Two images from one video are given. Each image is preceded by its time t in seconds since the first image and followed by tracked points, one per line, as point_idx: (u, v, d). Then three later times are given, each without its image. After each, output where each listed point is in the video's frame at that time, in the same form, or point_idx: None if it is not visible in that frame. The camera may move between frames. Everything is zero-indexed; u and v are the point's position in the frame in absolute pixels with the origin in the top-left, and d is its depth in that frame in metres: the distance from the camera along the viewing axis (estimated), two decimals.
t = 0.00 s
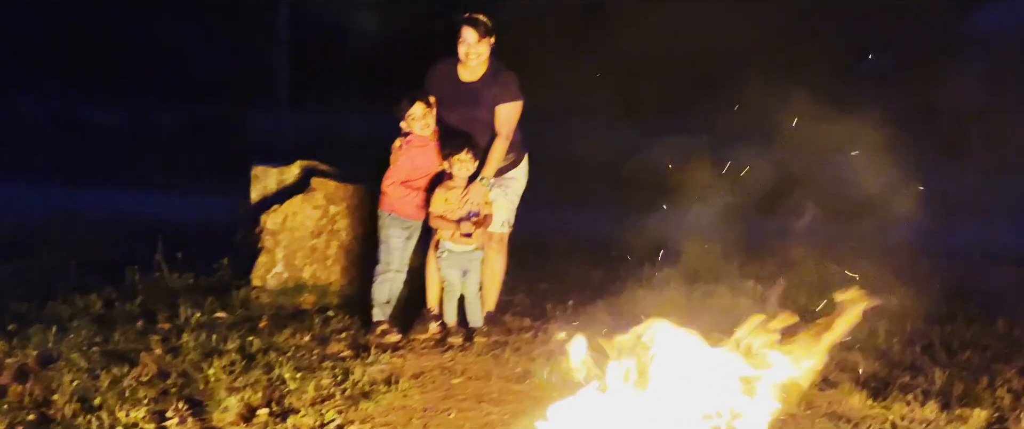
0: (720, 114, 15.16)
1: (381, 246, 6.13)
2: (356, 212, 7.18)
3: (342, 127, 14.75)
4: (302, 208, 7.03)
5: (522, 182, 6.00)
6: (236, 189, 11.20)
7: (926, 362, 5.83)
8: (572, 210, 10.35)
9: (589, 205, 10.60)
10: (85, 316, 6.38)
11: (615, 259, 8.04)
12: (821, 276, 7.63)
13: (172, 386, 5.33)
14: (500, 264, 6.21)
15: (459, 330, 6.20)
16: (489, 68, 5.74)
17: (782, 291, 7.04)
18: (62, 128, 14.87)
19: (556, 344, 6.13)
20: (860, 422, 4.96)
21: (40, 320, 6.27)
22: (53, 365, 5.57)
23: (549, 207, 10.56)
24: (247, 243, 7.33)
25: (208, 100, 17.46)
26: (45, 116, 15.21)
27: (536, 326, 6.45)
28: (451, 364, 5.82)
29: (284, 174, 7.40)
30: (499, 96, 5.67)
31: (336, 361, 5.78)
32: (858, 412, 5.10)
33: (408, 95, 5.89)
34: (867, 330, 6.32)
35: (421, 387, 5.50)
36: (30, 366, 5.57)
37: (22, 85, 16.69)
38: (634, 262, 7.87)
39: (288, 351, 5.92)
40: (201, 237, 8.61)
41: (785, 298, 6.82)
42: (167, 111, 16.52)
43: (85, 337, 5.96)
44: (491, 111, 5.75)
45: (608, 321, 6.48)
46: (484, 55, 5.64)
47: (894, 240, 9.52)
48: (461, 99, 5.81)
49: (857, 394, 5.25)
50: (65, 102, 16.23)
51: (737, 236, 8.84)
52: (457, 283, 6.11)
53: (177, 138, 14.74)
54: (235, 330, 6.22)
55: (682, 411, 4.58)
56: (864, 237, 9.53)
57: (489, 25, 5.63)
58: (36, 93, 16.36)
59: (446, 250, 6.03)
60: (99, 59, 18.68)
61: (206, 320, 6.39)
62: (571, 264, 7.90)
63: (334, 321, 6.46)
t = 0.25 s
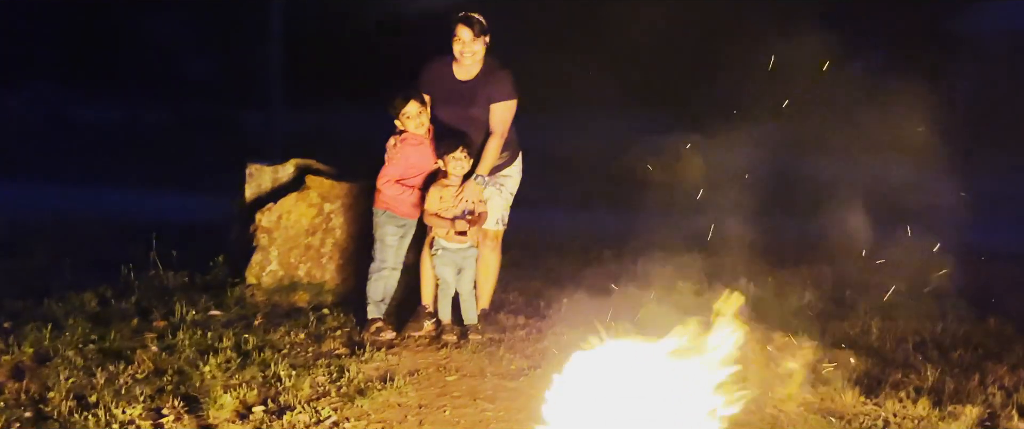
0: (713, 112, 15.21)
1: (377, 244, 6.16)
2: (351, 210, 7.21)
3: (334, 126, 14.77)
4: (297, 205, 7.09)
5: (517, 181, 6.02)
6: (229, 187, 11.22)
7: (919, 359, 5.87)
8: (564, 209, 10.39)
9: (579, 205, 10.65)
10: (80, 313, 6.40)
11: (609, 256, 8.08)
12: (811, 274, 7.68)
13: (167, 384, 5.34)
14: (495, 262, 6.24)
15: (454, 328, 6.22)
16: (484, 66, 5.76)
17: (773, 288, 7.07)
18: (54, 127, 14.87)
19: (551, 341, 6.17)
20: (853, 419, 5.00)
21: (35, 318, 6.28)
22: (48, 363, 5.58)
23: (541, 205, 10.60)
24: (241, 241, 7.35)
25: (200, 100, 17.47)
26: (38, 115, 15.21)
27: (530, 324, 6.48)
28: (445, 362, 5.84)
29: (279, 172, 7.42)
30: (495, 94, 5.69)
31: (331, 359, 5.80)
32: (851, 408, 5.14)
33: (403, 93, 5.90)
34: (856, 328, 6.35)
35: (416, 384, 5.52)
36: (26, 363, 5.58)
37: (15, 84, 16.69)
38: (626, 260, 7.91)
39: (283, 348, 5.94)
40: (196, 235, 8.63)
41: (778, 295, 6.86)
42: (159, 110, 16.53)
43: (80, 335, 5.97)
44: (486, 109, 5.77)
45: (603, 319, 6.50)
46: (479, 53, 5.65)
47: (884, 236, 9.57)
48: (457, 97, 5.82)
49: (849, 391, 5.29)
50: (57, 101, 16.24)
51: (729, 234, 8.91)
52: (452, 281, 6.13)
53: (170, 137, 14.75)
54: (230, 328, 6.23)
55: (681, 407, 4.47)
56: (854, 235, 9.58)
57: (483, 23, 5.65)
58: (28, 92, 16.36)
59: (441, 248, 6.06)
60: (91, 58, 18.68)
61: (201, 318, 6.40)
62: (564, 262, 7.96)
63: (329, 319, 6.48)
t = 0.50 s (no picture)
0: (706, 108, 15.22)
1: (374, 238, 6.19)
2: (347, 205, 7.23)
3: (330, 122, 14.77)
4: (294, 200, 7.08)
5: (514, 175, 6.05)
6: (225, 183, 11.22)
7: (913, 351, 5.91)
8: (559, 204, 10.40)
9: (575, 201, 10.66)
10: (78, 308, 6.42)
11: (603, 252, 8.08)
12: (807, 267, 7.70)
13: (167, 378, 5.37)
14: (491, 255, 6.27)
15: (450, 321, 6.25)
16: (481, 60, 5.78)
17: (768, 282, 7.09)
18: (49, 123, 14.87)
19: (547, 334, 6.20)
20: (848, 411, 5.03)
21: (33, 313, 6.30)
22: (47, 357, 5.60)
23: (537, 200, 10.61)
24: (238, 237, 7.37)
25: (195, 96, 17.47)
26: (32, 112, 15.20)
27: (526, 317, 6.51)
28: (443, 355, 5.88)
29: (275, 167, 7.42)
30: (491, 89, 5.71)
31: (329, 352, 5.82)
32: (846, 400, 5.18)
33: (400, 87, 5.92)
34: (852, 321, 6.38)
35: (414, 377, 5.55)
36: (25, 358, 5.60)
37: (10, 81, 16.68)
38: (622, 254, 7.92)
39: (281, 342, 5.96)
40: (192, 230, 8.65)
41: (772, 290, 6.86)
42: (154, 106, 16.52)
43: (79, 330, 5.99)
44: (483, 103, 5.79)
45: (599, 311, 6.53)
46: (476, 48, 5.67)
47: (877, 232, 9.57)
48: (453, 92, 5.84)
49: (845, 383, 5.32)
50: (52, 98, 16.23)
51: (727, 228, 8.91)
52: (449, 275, 6.17)
53: (165, 133, 14.76)
54: (228, 322, 6.26)
55: (682, 411, 4.62)
56: (848, 230, 9.58)
57: (480, 18, 5.67)
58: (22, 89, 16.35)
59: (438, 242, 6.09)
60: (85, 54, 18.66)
61: (199, 312, 6.42)
62: (561, 256, 7.97)
63: (326, 313, 6.50)
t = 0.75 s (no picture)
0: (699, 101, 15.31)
1: (369, 230, 6.22)
2: (343, 197, 7.25)
3: (323, 114, 14.80)
4: (289, 193, 7.12)
5: (509, 167, 6.08)
6: (220, 175, 11.24)
7: (905, 340, 5.96)
8: (553, 195, 10.45)
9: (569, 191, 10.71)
10: (75, 300, 6.44)
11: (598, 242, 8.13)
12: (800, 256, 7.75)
13: (164, 369, 5.39)
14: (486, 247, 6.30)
15: (446, 313, 6.27)
16: (476, 53, 5.80)
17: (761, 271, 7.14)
18: (42, 116, 14.87)
19: (542, 325, 6.24)
20: (842, 400, 5.08)
21: (30, 305, 6.32)
22: (45, 349, 5.63)
23: (531, 191, 10.66)
24: (234, 229, 7.40)
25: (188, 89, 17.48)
26: (25, 105, 15.21)
27: (520, 308, 6.55)
28: (438, 346, 5.90)
29: (271, 159, 7.45)
30: (486, 80, 5.74)
31: (325, 344, 5.85)
32: (839, 389, 5.22)
33: (395, 80, 5.94)
34: (845, 310, 6.43)
35: (410, 368, 5.58)
36: (23, 350, 5.62)
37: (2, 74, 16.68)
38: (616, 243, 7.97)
39: (278, 333, 5.99)
40: (187, 222, 8.68)
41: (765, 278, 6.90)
42: (147, 99, 16.53)
43: (76, 322, 6.01)
44: (478, 95, 5.81)
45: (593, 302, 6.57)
46: (471, 40, 5.69)
47: (870, 220, 9.68)
48: (448, 84, 5.86)
49: (838, 372, 5.37)
50: (45, 92, 16.24)
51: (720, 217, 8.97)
52: (445, 266, 6.20)
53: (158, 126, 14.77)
54: (224, 314, 6.28)
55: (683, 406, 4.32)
56: (840, 217, 9.69)
57: (475, 10, 5.69)
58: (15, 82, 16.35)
59: (433, 233, 6.13)
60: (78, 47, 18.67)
61: (196, 304, 6.45)
62: (555, 247, 8.01)
63: (322, 304, 6.53)
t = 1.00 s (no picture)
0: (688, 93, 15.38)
1: (362, 223, 6.24)
2: (335, 190, 7.28)
3: (315, 107, 14.81)
4: (280, 186, 7.15)
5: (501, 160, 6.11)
6: (211, 168, 11.26)
7: (896, 330, 6.00)
8: (544, 187, 10.48)
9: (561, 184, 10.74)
10: (68, 294, 6.45)
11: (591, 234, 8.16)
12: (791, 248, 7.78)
13: (158, 363, 5.41)
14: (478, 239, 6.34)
15: (439, 305, 6.32)
16: (468, 46, 5.82)
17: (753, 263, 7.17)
18: (32, 110, 14.87)
19: (535, 317, 6.28)
20: (833, 390, 5.12)
21: (24, 299, 6.33)
22: (39, 343, 5.64)
23: (523, 184, 10.69)
24: (227, 223, 7.42)
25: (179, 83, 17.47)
26: (16, 99, 15.20)
27: (512, 301, 6.58)
28: (430, 338, 5.93)
29: (263, 153, 7.47)
30: (478, 74, 5.76)
31: (319, 336, 5.88)
32: (829, 379, 5.27)
33: (387, 73, 5.96)
34: (835, 301, 6.46)
35: (404, 361, 5.61)
36: (17, 344, 5.64)
37: None
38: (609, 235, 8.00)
39: (271, 327, 6.01)
40: (180, 216, 8.69)
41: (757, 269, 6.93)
42: (137, 93, 16.52)
43: (70, 316, 6.03)
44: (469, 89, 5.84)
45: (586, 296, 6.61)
46: (463, 34, 5.71)
47: (860, 211, 9.73)
48: (440, 77, 5.87)
49: (828, 363, 5.42)
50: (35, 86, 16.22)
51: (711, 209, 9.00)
52: (437, 259, 6.24)
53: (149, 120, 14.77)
54: (217, 307, 6.30)
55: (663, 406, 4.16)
56: (827, 207, 9.76)
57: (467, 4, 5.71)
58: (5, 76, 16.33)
59: (425, 227, 6.17)
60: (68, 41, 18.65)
61: (189, 297, 6.47)
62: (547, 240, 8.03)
63: (315, 297, 6.56)
